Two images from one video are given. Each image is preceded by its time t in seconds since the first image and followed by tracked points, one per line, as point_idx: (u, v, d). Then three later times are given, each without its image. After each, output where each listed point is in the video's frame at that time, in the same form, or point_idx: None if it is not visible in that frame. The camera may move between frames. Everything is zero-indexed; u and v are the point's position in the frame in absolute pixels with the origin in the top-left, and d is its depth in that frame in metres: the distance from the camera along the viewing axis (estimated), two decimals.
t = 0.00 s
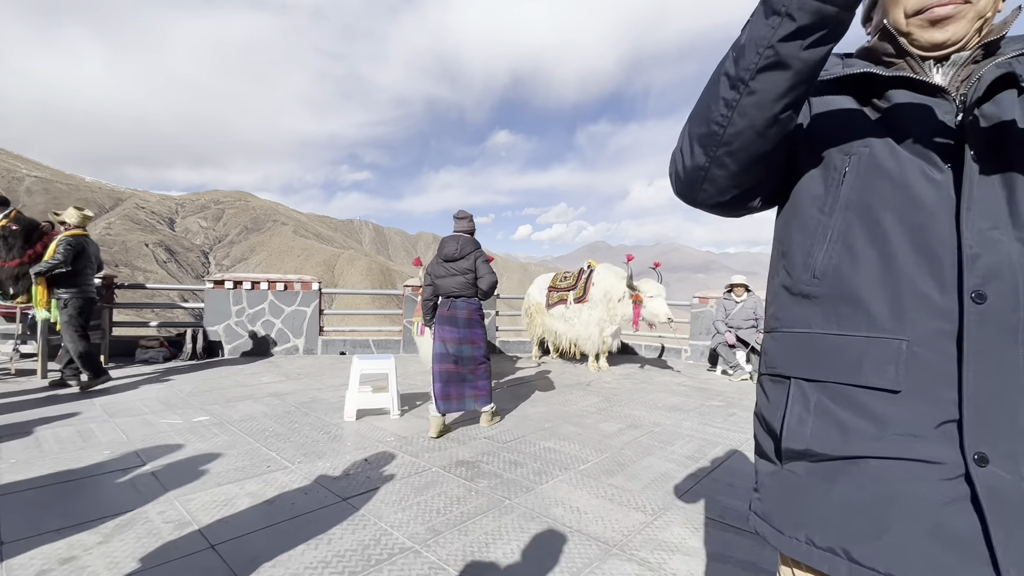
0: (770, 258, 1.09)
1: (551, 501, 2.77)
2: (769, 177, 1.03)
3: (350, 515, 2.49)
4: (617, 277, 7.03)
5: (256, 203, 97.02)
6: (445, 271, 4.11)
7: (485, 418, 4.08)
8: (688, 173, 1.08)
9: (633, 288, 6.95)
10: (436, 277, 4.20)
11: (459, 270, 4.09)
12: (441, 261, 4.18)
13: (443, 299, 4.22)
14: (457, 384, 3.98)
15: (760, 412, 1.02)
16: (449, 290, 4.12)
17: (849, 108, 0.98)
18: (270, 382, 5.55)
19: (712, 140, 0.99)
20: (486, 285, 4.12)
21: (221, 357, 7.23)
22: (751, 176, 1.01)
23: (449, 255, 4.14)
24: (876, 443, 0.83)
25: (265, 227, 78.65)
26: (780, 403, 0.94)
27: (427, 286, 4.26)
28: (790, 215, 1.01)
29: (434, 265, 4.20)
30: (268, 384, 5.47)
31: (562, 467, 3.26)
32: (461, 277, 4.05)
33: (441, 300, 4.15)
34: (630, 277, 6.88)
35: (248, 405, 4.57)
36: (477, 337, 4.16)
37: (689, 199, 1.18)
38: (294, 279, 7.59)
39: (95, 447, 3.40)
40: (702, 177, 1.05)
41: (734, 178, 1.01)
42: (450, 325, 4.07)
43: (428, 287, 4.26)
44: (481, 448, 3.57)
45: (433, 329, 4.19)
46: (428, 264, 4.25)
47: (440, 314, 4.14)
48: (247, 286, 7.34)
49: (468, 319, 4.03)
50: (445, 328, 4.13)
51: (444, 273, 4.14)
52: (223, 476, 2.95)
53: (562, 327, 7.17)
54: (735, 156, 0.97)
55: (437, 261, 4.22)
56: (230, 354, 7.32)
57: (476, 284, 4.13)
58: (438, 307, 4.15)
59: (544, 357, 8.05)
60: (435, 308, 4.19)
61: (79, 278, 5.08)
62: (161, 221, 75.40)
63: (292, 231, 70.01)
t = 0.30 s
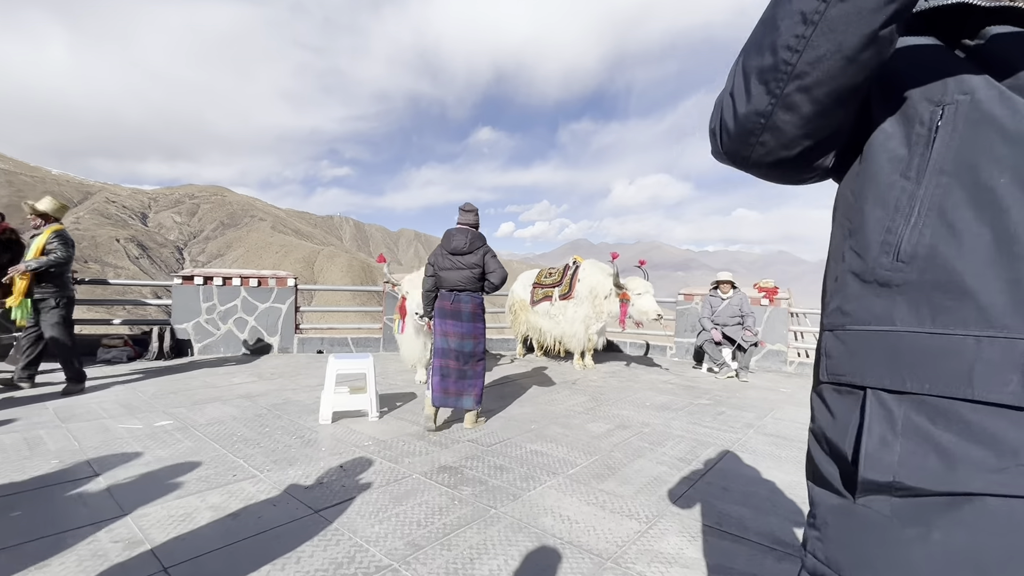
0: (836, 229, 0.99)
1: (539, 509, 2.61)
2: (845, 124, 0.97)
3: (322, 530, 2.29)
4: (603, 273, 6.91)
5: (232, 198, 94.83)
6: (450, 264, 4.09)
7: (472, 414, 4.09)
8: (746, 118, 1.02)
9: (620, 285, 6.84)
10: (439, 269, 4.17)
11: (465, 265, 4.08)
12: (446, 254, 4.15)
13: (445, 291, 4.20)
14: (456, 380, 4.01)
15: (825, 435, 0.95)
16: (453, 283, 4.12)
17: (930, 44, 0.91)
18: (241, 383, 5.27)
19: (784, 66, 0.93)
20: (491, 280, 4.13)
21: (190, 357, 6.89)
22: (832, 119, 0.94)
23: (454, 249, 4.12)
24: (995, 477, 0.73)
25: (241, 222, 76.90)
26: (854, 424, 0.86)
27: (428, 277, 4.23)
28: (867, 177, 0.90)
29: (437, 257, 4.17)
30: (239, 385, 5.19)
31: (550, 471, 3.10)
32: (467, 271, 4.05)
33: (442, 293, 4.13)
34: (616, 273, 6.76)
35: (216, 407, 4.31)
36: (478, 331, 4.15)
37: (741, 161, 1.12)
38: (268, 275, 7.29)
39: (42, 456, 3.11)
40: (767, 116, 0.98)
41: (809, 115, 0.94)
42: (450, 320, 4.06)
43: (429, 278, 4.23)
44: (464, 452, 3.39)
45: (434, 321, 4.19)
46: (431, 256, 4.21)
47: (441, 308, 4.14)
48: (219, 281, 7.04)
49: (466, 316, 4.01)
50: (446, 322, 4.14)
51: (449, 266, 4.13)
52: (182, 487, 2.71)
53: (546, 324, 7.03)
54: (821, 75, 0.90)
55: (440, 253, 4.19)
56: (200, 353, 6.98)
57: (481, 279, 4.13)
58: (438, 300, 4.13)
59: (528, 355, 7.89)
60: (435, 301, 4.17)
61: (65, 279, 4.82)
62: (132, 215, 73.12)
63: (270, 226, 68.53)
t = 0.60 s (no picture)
0: (947, 232, 0.90)
1: (529, 523, 2.44)
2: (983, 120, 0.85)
3: (292, 553, 2.08)
4: (590, 271, 6.77)
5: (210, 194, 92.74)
6: (443, 262, 4.14)
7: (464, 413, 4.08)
8: (855, 109, 0.91)
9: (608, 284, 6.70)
10: (432, 266, 4.21)
11: (459, 262, 4.13)
12: (438, 251, 4.19)
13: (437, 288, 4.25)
14: (449, 379, 4.04)
15: (929, 490, 0.88)
16: (446, 281, 4.16)
17: None
18: (212, 388, 5.00)
19: (923, 40, 0.82)
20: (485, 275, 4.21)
21: (159, 359, 6.56)
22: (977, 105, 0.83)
23: (447, 247, 4.15)
24: None
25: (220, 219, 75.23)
26: (988, 485, 0.78)
27: (420, 275, 4.26)
28: (1001, 168, 0.80)
29: (430, 255, 4.20)
30: (209, 390, 4.92)
31: (540, 481, 2.94)
32: (462, 269, 4.11)
33: (435, 292, 4.17)
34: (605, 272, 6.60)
35: (183, 415, 4.05)
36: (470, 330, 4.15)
37: (831, 162, 1.01)
38: (243, 273, 7.02)
39: None
40: (888, 104, 0.88)
41: (947, 105, 0.84)
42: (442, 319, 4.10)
43: (422, 275, 4.27)
44: (448, 460, 3.21)
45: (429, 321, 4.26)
46: (422, 254, 4.22)
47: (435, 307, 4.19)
48: (190, 280, 6.74)
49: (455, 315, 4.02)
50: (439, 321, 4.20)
51: (443, 263, 4.17)
52: (140, 505, 2.48)
53: (533, 324, 6.87)
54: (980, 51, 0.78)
55: (433, 251, 4.20)
56: (170, 355, 6.66)
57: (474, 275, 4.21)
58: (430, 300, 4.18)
59: (514, 355, 7.71)
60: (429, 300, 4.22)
61: (41, 280, 4.54)
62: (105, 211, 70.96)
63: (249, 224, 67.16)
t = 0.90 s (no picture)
0: None
1: (529, 534, 2.30)
2: None
3: (275, 573, 1.92)
4: (582, 270, 6.66)
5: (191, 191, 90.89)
6: (433, 262, 4.01)
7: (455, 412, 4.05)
8: None
9: (601, 283, 6.58)
10: (421, 267, 4.06)
11: (448, 261, 4.04)
12: (425, 251, 4.05)
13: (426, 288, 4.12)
14: (443, 377, 3.97)
15: None
16: (437, 280, 4.05)
17: None
18: (190, 391, 4.77)
19: None
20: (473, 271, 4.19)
21: (134, 361, 6.28)
22: None
23: (434, 246, 4.04)
24: None
25: (201, 216, 73.78)
26: None
27: (406, 276, 4.07)
28: None
29: (417, 256, 4.05)
30: (187, 393, 4.70)
31: (537, 488, 2.81)
32: (453, 267, 4.03)
33: (426, 292, 4.03)
34: (597, 269, 6.47)
35: (159, 419, 3.84)
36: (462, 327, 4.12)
37: (974, 75, 0.82)
38: (223, 271, 6.78)
39: None
40: None
41: None
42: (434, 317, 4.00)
43: (409, 276, 4.06)
44: (441, 467, 3.07)
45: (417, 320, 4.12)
46: (409, 254, 4.04)
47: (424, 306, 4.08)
48: (167, 278, 6.48)
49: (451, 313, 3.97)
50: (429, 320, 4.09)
51: (431, 263, 4.05)
52: (106, 521, 2.29)
53: (524, 323, 6.73)
54: None
55: (418, 250, 4.06)
56: (146, 356, 6.39)
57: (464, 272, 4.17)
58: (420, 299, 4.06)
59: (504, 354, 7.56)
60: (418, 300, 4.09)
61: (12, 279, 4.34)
62: (80, 208, 69.08)
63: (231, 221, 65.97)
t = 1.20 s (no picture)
0: None
1: (537, 554, 2.18)
2: None
3: None
4: (579, 270, 6.54)
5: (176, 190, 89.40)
6: (434, 262, 3.96)
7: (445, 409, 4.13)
8: None
9: (598, 283, 6.46)
10: (418, 268, 3.93)
11: (446, 261, 4.03)
12: (421, 252, 3.94)
13: (421, 289, 3.99)
14: (443, 377, 4.00)
15: None
16: (436, 281, 4.01)
17: None
18: (173, 398, 4.56)
19: None
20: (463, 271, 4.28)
21: (115, 366, 6.04)
22: None
23: (432, 246, 3.98)
24: None
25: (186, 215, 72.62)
26: None
27: (405, 278, 3.87)
28: None
29: (415, 256, 3.91)
30: (170, 400, 4.50)
31: (542, 502, 2.68)
32: (452, 267, 4.04)
33: (428, 292, 3.95)
34: (595, 270, 6.35)
35: (140, 430, 3.64)
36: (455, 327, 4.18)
37: None
38: (208, 272, 6.55)
39: None
40: None
41: None
42: (435, 318, 3.96)
43: (405, 277, 3.88)
44: (440, 480, 2.93)
45: (411, 322, 3.98)
46: (407, 254, 3.84)
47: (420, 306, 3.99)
48: (150, 279, 6.24)
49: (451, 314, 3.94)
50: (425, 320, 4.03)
51: (429, 264, 3.98)
52: (79, 545, 2.11)
53: (520, 324, 6.60)
54: None
55: (415, 250, 3.93)
56: (128, 360, 6.15)
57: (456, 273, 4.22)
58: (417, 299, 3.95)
59: (499, 356, 7.42)
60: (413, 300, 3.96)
61: None
62: (61, 207, 67.60)
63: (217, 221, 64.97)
